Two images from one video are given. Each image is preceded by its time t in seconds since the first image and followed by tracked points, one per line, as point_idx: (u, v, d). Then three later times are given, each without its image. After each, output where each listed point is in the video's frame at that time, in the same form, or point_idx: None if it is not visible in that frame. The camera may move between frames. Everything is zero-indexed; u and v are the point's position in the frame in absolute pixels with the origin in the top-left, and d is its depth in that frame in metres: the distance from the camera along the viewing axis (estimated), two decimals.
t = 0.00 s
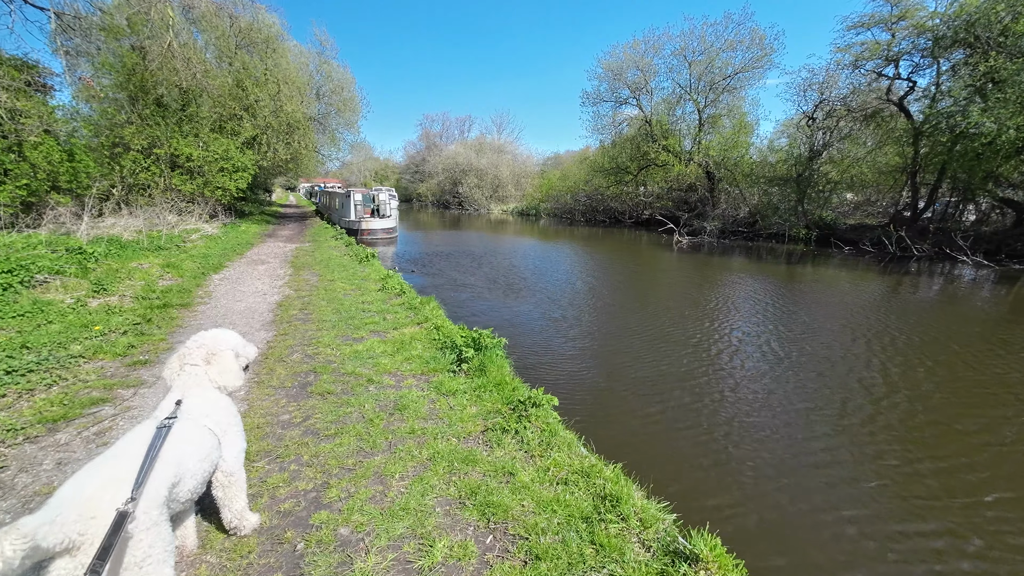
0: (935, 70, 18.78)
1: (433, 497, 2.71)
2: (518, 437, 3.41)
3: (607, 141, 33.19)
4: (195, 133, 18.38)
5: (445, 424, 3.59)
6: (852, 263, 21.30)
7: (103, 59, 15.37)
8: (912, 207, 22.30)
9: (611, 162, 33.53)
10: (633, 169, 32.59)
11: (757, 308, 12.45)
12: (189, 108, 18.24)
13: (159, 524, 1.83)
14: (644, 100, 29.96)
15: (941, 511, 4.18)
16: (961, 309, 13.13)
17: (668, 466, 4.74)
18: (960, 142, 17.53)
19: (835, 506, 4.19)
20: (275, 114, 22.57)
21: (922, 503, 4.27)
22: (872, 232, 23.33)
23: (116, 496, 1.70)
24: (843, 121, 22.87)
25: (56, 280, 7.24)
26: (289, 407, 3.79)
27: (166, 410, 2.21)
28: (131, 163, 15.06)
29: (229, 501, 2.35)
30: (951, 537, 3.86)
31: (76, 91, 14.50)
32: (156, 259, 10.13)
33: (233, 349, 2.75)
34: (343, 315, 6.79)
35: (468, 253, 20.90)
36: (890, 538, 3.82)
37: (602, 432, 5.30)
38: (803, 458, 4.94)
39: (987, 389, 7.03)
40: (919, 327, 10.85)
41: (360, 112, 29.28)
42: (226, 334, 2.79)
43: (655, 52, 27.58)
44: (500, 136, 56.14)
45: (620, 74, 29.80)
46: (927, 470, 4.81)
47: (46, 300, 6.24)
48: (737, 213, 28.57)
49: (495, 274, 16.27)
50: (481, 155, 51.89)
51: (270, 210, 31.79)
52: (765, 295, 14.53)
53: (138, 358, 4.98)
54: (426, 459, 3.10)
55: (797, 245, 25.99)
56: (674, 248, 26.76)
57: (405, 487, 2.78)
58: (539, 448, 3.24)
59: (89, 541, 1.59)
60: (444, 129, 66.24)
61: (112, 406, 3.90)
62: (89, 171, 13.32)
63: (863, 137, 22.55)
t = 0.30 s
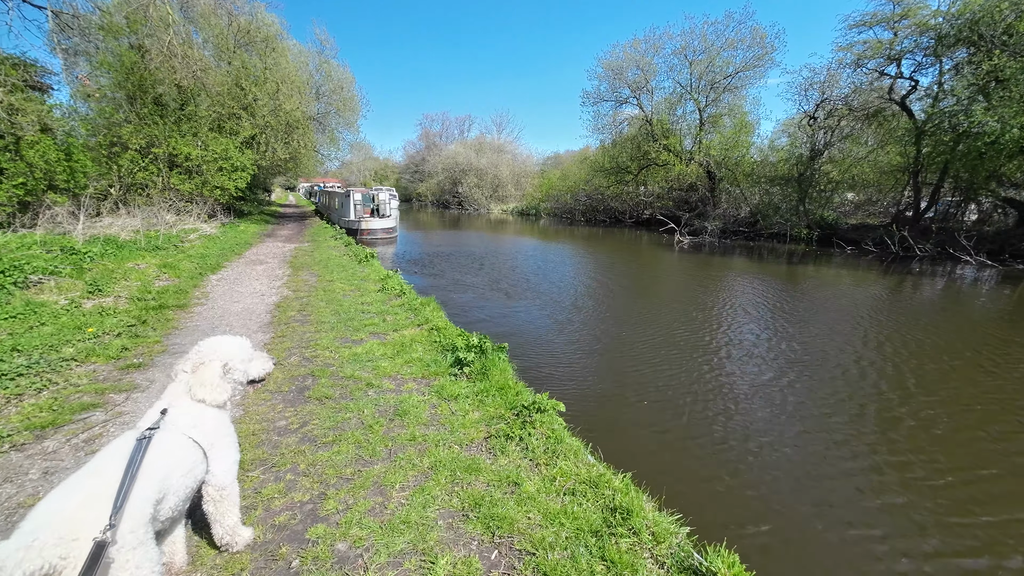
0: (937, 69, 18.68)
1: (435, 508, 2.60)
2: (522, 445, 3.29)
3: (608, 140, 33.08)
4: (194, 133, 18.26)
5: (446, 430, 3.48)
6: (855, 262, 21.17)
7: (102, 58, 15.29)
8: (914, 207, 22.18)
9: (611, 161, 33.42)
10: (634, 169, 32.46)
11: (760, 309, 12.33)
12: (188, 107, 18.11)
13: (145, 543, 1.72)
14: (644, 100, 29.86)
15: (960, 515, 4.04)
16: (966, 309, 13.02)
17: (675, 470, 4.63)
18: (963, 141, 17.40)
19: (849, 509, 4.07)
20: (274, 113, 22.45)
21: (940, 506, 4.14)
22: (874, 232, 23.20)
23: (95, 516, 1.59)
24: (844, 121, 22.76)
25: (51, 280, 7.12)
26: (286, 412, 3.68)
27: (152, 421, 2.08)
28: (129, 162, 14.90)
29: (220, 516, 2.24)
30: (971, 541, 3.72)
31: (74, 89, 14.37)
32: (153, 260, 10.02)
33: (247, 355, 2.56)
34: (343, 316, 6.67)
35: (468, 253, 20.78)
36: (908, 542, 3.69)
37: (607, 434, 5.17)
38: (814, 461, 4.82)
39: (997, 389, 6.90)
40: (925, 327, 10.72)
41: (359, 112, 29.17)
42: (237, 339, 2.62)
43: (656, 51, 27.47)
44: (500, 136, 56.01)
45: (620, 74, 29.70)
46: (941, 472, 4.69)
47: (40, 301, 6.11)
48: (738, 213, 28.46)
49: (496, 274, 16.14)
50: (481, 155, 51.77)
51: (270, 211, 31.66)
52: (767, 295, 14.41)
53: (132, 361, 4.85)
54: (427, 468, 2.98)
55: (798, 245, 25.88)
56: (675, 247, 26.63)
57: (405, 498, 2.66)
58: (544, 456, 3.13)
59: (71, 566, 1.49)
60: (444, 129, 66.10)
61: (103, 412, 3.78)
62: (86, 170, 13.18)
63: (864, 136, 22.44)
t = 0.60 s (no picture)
0: (942, 68, 18.50)
1: (434, 528, 2.46)
2: (524, 458, 3.15)
3: (608, 140, 32.91)
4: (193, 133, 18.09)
5: (445, 441, 3.34)
6: (858, 263, 21.02)
7: (100, 57, 15.15)
8: (917, 207, 21.99)
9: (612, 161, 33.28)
10: (635, 169, 32.28)
11: (764, 309, 12.19)
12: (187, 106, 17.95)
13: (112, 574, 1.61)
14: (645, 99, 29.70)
15: (977, 525, 3.92)
16: (971, 310, 12.88)
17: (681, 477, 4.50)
18: (967, 141, 17.25)
19: (861, 520, 3.94)
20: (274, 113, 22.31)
21: (956, 515, 4.01)
22: (877, 232, 23.05)
23: (60, 547, 1.49)
24: (847, 120, 22.56)
25: (43, 282, 6.98)
26: (279, 422, 3.53)
27: (130, 437, 1.94)
28: (127, 163, 14.75)
29: (206, 538, 2.10)
30: (989, 554, 3.60)
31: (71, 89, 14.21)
32: (149, 261, 9.87)
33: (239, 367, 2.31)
34: (340, 319, 6.53)
35: (469, 253, 20.63)
36: (924, 557, 3.56)
37: (611, 440, 5.02)
38: (824, 468, 4.68)
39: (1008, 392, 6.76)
40: (931, 328, 10.58)
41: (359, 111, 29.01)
42: (229, 351, 2.38)
43: (657, 50, 27.29)
44: (500, 136, 55.83)
45: (621, 73, 29.52)
46: (955, 479, 4.55)
47: (30, 304, 5.97)
48: (739, 212, 28.27)
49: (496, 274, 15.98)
50: (481, 154, 51.61)
51: (270, 211, 31.52)
52: (770, 296, 14.28)
53: (122, 367, 4.71)
54: (425, 483, 2.84)
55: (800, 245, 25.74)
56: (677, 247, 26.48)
57: (402, 517, 2.53)
58: (548, 469, 3.00)
59: None
60: (444, 129, 65.89)
61: (89, 421, 3.64)
62: (82, 170, 13.01)
63: (867, 136, 22.26)
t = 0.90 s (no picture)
0: (943, 67, 18.39)
1: (429, 546, 2.34)
2: (523, 470, 3.03)
3: (608, 140, 32.80)
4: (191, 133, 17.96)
5: (443, 451, 3.23)
6: (860, 263, 20.91)
7: (97, 57, 15.05)
8: (919, 206, 21.86)
9: (612, 161, 33.18)
10: (635, 169, 32.17)
11: (766, 310, 12.06)
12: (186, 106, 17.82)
13: None
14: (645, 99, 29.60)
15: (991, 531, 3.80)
16: (976, 311, 12.76)
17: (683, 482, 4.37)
18: (969, 141, 17.14)
19: (872, 525, 3.83)
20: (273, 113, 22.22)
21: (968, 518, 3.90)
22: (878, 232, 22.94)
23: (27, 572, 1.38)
24: (848, 120, 22.42)
25: (35, 284, 6.85)
26: (271, 431, 3.42)
27: (102, 455, 1.83)
28: (124, 162, 14.61)
29: (187, 561, 1.98)
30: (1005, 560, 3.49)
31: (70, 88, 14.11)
32: (145, 262, 9.75)
33: (220, 384, 2.21)
34: (336, 322, 6.43)
35: (468, 254, 20.51)
36: (938, 563, 3.45)
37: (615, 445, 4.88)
38: (831, 470, 4.57)
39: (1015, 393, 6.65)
40: (936, 329, 10.46)
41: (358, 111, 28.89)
42: (219, 369, 2.28)
43: (657, 50, 27.20)
44: (500, 136, 55.72)
45: (621, 73, 29.40)
46: (965, 484, 4.44)
47: (20, 307, 5.85)
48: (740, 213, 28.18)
49: (496, 275, 15.86)
50: (481, 154, 51.50)
51: (269, 211, 31.40)
52: (772, 296, 14.16)
53: (112, 372, 4.59)
54: (420, 496, 2.72)
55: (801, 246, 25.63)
56: (677, 248, 26.35)
57: (396, 534, 2.41)
58: (549, 482, 2.88)
59: None
60: (443, 129, 65.76)
61: (75, 430, 3.51)
62: (79, 170, 12.88)
63: (868, 136, 22.14)
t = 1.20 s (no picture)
0: (946, 65, 18.29)
1: (429, 558, 2.25)
2: (526, 479, 2.95)
3: (609, 139, 32.69)
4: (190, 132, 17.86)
5: (443, 458, 3.14)
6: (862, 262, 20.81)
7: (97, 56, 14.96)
8: (921, 206, 21.74)
9: (613, 160, 33.08)
10: (635, 168, 32.07)
11: (769, 310, 11.98)
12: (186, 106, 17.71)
13: None
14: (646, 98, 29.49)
15: (1007, 532, 3.70)
16: (979, 311, 12.69)
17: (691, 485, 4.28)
18: (972, 140, 17.01)
19: (884, 528, 3.73)
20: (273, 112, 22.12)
21: (982, 519, 3.81)
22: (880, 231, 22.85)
23: None
24: (850, 119, 22.30)
25: (29, 286, 6.74)
26: (266, 437, 3.33)
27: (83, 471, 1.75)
28: (123, 162, 14.52)
29: None
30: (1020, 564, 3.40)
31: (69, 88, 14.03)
32: (142, 263, 9.66)
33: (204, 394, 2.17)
34: (335, 323, 6.34)
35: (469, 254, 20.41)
36: (953, 566, 3.36)
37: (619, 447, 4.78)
38: (841, 471, 4.47)
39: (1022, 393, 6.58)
40: (940, 328, 10.40)
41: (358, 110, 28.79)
42: (215, 373, 2.38)
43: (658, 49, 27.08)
44: (500, 136, 55.61)
45: (622, 72, 29.30)
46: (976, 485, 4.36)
47: (14, 308, 5.75)
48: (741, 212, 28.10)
49: (497, 275, 15.75)
50: (481, 154, 51.40)
51: (268, 211, 31.29)
52: (774, 296, 14.07)
53: (106, 375, 4.50)
54: (421, 506, 2.63)
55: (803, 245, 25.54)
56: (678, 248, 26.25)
57: (395, 546, 2.32)
58: (553, 491, 2.79)
59: None
60: (443, 128, 65.65)
61: (66, 436, 3.42)
62: (77, 170, 12.78)
63: (870, 135, 22.01)
